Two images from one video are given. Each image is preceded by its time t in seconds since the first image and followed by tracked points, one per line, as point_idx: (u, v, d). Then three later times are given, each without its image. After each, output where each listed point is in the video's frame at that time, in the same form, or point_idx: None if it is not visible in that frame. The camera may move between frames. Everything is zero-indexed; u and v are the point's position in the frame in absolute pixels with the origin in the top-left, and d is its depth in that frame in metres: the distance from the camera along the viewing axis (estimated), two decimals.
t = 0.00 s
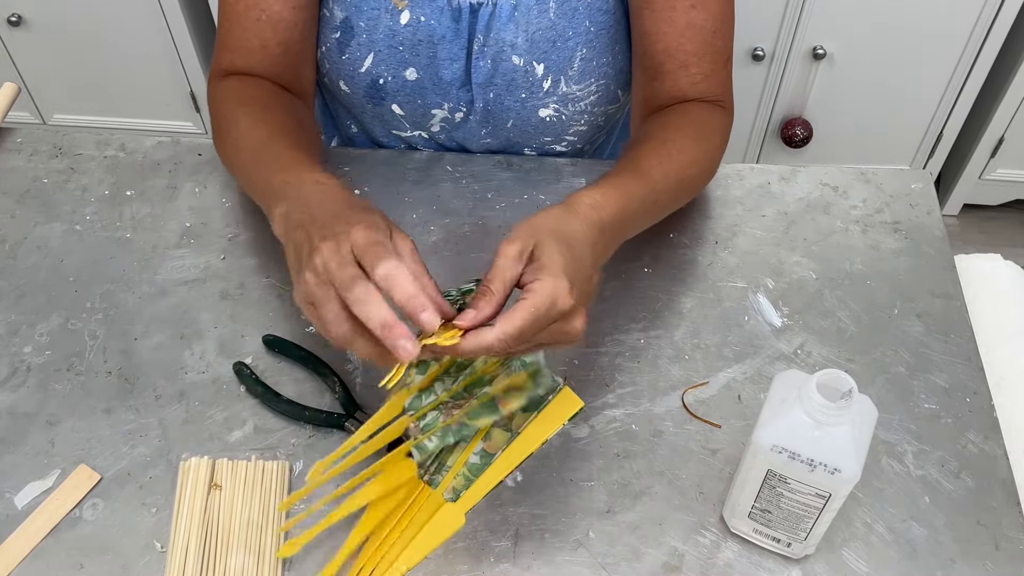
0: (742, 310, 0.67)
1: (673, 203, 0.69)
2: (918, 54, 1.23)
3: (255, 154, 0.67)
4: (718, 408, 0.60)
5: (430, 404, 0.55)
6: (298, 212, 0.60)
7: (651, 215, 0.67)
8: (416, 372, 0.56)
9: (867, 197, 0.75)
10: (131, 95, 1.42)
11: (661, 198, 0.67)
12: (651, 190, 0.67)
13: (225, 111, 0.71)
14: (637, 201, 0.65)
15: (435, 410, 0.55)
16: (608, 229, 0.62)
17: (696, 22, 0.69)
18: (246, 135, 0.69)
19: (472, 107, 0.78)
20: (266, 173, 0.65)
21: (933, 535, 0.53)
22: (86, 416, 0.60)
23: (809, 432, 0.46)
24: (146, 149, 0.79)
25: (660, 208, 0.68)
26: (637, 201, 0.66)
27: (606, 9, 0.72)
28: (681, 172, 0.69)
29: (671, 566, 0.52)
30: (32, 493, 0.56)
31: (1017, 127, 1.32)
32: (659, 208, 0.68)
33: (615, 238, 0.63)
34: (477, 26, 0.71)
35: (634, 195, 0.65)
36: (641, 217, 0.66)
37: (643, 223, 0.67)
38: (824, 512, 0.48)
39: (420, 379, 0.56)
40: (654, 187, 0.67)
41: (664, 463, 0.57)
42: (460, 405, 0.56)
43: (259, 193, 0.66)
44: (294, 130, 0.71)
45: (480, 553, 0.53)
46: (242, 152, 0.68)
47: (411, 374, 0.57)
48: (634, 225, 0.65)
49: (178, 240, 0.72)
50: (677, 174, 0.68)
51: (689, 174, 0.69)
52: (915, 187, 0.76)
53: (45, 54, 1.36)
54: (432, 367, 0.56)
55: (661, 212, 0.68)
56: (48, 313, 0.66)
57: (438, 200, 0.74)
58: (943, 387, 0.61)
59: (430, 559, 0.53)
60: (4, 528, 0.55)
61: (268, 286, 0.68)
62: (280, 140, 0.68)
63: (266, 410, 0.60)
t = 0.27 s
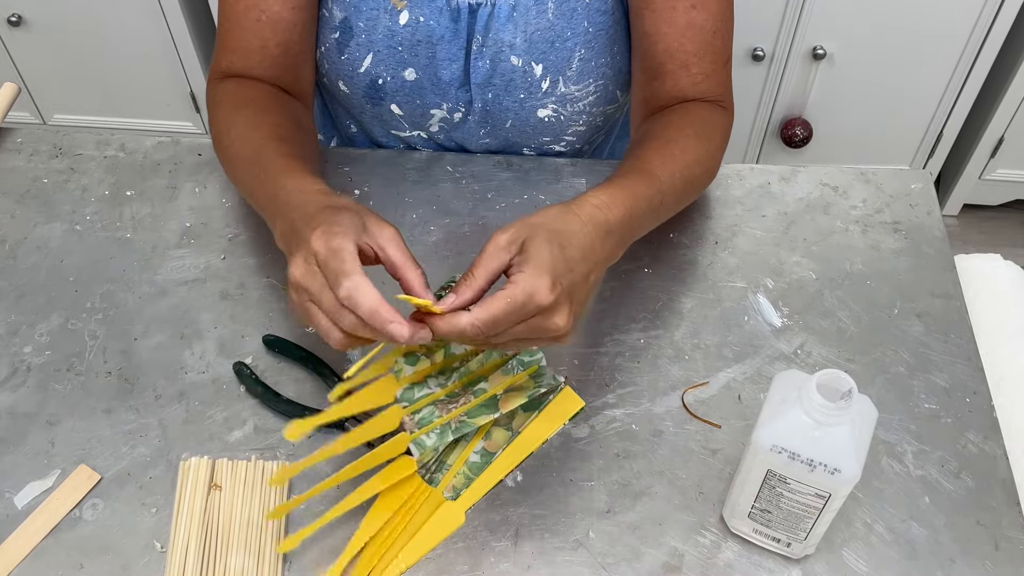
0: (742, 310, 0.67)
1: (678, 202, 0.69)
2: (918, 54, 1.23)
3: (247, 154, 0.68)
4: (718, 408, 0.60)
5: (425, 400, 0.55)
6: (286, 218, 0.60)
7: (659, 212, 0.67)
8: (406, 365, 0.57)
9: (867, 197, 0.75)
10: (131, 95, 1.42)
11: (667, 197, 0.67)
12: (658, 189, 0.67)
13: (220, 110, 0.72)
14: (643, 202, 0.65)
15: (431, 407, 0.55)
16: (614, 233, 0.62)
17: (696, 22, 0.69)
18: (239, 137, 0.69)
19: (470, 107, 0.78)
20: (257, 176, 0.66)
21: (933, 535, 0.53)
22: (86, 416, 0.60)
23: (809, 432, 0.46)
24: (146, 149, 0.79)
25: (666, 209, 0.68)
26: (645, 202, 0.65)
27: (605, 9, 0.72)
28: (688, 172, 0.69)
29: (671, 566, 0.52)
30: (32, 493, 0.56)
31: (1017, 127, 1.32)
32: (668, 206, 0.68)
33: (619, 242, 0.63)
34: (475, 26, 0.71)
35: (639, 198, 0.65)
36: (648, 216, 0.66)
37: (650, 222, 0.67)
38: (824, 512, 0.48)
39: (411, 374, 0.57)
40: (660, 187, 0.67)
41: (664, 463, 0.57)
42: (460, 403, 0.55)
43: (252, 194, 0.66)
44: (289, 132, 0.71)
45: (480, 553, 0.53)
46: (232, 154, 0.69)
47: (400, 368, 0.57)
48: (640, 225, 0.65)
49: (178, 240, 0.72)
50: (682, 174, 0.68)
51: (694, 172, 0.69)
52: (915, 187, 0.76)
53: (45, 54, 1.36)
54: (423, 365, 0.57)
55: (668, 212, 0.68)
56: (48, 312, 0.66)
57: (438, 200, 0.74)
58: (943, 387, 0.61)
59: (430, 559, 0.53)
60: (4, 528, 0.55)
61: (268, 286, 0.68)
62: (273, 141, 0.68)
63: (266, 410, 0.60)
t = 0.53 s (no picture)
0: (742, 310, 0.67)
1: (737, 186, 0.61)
2: (918, 54, 1.24)
3: (242, 162, 0.68)
4: (718, 408, 0.60)
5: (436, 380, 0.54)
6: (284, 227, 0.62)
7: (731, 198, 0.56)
8: (416, 349, 0.52)
9: (867, 197, 0.75)
10: (131, 94, 1.42)
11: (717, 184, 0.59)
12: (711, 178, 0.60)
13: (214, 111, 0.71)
14: (713, 184, 0.59)
15: (442, 385, 0.55)
16: (686, 217, 0.57)
17: (709, 17, 0.68)
18: (232, 142, 0.69)
19: (475, 103, 0.77)
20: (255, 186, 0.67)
21: (933, 535, 0.53)
22: (86, 416, 0.60)
23: (809, 432, 0.46)
24: (146, 149, 0.79)
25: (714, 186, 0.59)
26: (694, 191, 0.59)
27: (614, 7, 0.72)
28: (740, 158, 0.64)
29: (671, 566, 0.52)
30: (32, 493, 0.56)
31: (1017, 127, 1.32)
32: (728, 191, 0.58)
33: (675, 234, 0.59)
34: (483, 21, 0.71)
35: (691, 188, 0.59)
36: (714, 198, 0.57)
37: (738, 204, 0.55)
38: (824, 512, 0.48)
39: (422, 359, 0.53)
40: (731, 171, 0.62)
41: (664, 462, 0.57)
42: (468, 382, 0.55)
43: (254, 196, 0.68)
44: (285, 133, 0.70)
45: (480, 553, 0.53)
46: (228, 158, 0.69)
47: (411, 352, 0.53)
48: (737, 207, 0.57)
49: (178, 240, 0.72)
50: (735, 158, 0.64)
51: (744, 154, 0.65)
52: (915, 186, 0.76)
53: (45, 54, 1.36)
54: (439, 347, 0.52)
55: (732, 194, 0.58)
56: (48, 312, 0.66)
57: (438, 200, 0.74)
58: (943, 387, 0.61)
59: (431, 558, 0.53)
60: (4, 528, 0.55)
61: (268, 286, 0.68)
62: (261, 150, 0.68)
63: (266, 410, 0.60)
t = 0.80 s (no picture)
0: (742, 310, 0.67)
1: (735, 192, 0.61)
2: (918, 54, 1.24)
3: (233, 143, 0.70)
4: (718, 408, 0.60)
5: (432, 371, 0.56)
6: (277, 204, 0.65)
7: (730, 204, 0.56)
8: (409, 336, 0.55)
9: (867, 197, 0.75)
10: (131, 94, 1.42)
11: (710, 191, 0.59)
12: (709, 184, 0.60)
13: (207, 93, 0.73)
14: (710, 188, 0.59)
15: (438, 376, 0.57)
16: (681, 222, 0.57)
17: (711, 17, 0.68)
18: (225, 129, 0.71)
19: (475, 98, 0.77)
20: (249, 169, 0.69)
21: (933, 535, 0.53)
22: (86, 416, 0.60)
23: (809, 432, 0.46)
24: (146, 149, 0.79)
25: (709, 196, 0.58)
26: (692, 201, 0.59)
27: (615, 5, 0.72)
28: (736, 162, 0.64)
29: (671, 566, 0.52)
30: (32, 493, 0.56)
31: (1017, 128, 1.32)
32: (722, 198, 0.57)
33: (670, 237, 0.60)
34: (484, 15, 0.71)
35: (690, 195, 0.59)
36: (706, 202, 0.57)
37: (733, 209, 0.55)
38: (824, 512, 0.48)
39: (418, 348, 0.55)
40: (726, 174, 0.62)
41: (664, 462, 0.57)
42: (465, 377, 0.57)
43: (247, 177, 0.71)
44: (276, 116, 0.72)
45: (480, 554, 0.53)
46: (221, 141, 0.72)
47: (406, 341, 0.55)
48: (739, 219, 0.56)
49: (178, 240, 0.72)
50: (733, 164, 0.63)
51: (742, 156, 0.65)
52: (915, 186, 0.76)
53: (45, 54, 1.36)
54: (432, 335, 0.55)
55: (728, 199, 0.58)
56: (48, 312, 0.66)
57: (438, 200, 0.74)
58: (943, 387, 0.61)
59: (430, 558, 0.53)
60: (4, 528, 0.55)
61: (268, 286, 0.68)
62: (253, 130, 0.70)
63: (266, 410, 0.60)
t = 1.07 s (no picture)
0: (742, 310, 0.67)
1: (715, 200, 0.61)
2: (918, 54, 1.24)
3: (224, 130, 0.72)
4: (718, 408, 0.60)
5: (410, 346, 0.53)
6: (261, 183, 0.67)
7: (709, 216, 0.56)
8: (381, 312, 0.52)
9: (867, 197, 0.75)
10: (131, 94, 1.42)
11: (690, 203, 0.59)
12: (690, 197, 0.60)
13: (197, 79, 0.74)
14: (690, 198, 0.59)
15: (416, 352, 0.53)
16: (657, 231, 0.57)
17: (708, 17, 0.68)
18: (213, 114, 0.73)
19: (472, 96, 0.77)
20: (236, 151, 0.71)
21: (933, 535, 0.53)
22: (86, 416, 0.60)
23: (809, 432, 0.46)
24: (146, 149, 0.79)
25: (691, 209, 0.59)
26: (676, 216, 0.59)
27: (613, 4, 0.72)
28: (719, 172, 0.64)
29: (671, 566, 0.52)
30: (32, 493, 0.56)
31: (1017, 128, 1.32)
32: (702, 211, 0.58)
33: (649, 244, 0.60)
34: (480, 14, 0.71)
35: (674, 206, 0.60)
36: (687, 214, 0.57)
37: (710, 221, 0.55)
38: (824, 512, 0.48)
39: (394, 324, 0.52)
40: (709, 183, 0.62)
41: (664, 462, 0.57)
42: (441, 349, 0.54)
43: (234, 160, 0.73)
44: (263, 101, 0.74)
45: (480, 554, 0.53)
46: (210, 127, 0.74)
47: (382, 318, 0.52)
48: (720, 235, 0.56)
49: (178, 240, 0.72)
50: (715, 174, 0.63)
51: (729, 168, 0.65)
52: (915, 186, 0.76)
53: (45, 54, 1.36)
54: (408, 313, 0.52)
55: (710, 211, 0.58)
56: (48, 312, 0.66)
57: (438, 200, 0.74)
58: (942, 387, 0.61)
59: (431, 558, 0.53)
60: (4, 528, 0.55)
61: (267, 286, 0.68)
62: (241, 113, 0.72)
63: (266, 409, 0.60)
